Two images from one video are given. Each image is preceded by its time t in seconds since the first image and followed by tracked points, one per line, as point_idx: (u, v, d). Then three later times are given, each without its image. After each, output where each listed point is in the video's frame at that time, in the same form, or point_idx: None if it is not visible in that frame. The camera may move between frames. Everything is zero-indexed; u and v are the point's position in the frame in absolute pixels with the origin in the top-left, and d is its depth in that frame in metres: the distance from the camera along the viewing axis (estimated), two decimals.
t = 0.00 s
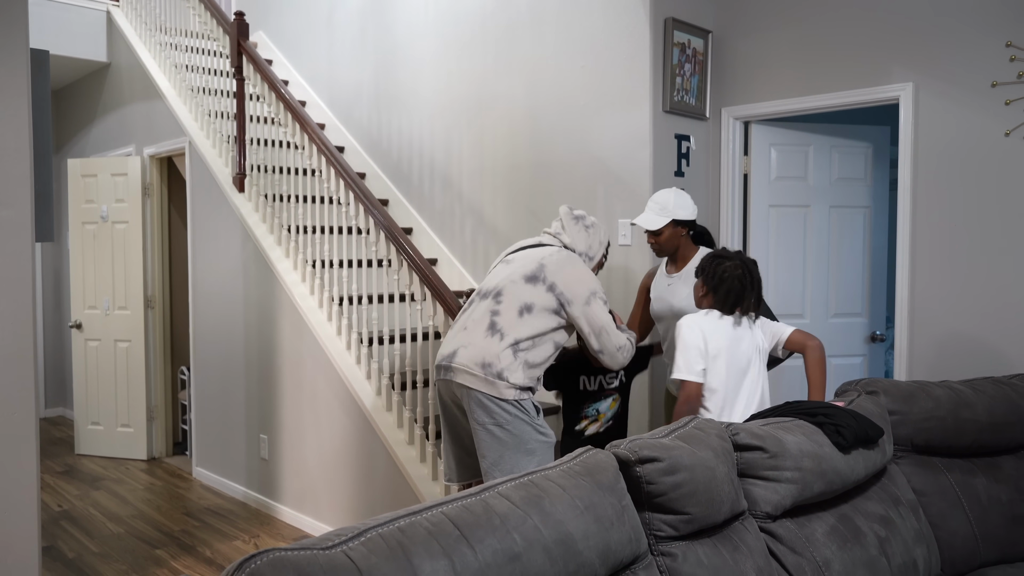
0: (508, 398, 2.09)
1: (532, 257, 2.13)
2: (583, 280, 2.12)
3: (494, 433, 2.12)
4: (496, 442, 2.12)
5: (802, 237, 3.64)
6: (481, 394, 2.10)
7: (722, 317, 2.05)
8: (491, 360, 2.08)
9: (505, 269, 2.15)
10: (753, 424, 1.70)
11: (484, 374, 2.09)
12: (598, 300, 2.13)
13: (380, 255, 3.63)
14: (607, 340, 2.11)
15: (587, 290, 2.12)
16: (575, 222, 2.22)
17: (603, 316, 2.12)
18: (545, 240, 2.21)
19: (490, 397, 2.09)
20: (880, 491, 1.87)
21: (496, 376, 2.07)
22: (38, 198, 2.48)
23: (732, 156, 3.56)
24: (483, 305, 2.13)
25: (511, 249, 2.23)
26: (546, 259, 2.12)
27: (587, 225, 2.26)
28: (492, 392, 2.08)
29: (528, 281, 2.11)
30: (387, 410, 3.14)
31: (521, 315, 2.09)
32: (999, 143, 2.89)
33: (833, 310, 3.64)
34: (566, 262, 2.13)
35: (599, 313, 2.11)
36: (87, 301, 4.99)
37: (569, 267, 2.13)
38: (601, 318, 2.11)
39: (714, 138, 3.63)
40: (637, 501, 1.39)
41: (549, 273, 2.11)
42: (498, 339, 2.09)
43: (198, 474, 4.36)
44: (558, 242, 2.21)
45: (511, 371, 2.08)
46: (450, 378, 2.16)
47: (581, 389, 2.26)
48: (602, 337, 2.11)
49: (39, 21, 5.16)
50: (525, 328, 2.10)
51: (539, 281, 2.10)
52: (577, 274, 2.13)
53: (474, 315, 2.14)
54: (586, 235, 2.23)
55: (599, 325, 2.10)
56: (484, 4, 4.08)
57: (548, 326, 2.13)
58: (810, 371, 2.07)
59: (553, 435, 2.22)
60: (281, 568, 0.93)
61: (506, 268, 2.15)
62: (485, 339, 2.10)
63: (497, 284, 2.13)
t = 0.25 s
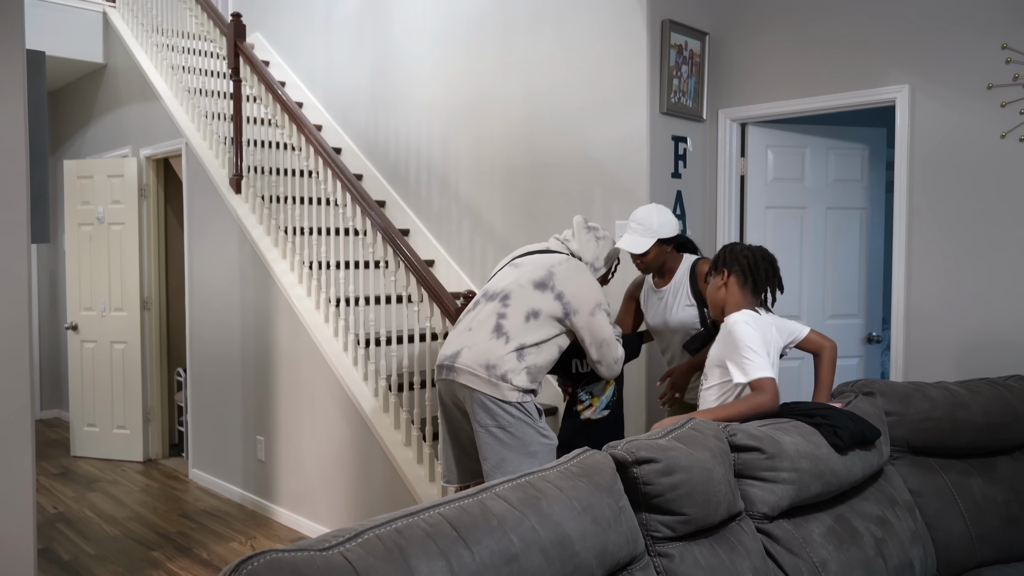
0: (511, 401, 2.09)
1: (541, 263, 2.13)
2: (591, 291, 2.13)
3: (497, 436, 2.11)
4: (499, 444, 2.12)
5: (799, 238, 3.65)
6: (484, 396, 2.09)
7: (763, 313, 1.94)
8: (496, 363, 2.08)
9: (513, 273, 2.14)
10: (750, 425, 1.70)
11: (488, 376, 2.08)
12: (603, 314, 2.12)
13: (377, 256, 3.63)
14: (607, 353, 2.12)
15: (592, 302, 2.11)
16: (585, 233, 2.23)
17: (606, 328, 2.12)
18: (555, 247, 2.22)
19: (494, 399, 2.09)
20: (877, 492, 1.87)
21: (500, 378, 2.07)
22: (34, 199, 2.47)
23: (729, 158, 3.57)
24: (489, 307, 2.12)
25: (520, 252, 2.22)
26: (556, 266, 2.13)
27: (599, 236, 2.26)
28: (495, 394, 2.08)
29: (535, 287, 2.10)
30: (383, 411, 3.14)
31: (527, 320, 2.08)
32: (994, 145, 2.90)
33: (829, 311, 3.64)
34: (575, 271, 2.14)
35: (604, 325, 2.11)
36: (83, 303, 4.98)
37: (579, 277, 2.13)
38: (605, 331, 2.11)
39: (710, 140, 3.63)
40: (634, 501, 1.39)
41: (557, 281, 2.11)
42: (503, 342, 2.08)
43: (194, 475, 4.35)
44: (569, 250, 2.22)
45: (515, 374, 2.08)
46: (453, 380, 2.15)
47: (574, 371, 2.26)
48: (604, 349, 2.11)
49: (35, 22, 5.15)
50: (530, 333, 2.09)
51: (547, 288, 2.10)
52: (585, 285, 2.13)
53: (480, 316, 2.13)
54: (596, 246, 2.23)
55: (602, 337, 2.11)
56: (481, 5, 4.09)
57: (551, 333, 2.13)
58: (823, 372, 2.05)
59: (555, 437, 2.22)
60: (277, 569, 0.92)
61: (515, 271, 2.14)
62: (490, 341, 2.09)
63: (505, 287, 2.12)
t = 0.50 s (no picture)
0: (510, 405, 2.08)
1: (538, 265, 2.12)
2: (588, 292, 2.11)
3: (496, 440, 2.11)
4: (497, 448, 2.11)
5: (791, 240, 3.66)
6: (482, 401, 2.09)
7: (770, 325, 1.93)
8: (494, 368, 2.07)
9: (509, 275, 2.13)
10: (744, 427, 1.70)
11: (486, 381, 2.08)
12: (600, 316, 2.11)
13: (369, 258, 3.62)
14: (603, 358, 2.11)
15: (588, 305, 2.10)
16: (578, 231, 2.24)
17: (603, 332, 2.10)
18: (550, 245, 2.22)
19: (493, 404, 2.08)
20: (869, 493, 1.88)
21: (499, 383, 2.07)
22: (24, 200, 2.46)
23: (721, 160, 3.58)
24: (486, 311, 2.11)
25: (514, 253, 2.22)
26: (552, 268, 2.12)
27: (594, 233, 2.27)
28: (494, 399, 2.07)
29: (532, 290, 2.09)
30: (376, 413, 3.13)
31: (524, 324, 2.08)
32: (984, 147, 2.92)
33: (821, 313, 3.66)
34: (571, 272, 2.13)
35: (601, 329, 2.10)
36: (73, 304, 4.96)
37: (575, 279, 2.12)
38: (601, 335, 2.10)
39: (703, 142, 3.64)
40: (627, 502, 1.39)
41: (554, 284, 2.10)
42: (501, 346, 2.08)
43: (185, 478, 4.33)
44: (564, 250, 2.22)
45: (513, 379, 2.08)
46: (451, 386, 2.14)
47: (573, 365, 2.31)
48: (599, 354, 2.10)
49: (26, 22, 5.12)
50: (528, 337, 2.09)
51: (544, 292, 2.09)
52: (583, 288, 2.11)
53: (477, 320, 2.13)
54: (592, 244, 2.25)
55: (599, 341, 2.09)
56: (474, 7, 4.09)
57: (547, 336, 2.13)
58: (823, 377, 2.07)
59: (554, 439, 2.22)
60: (269, 571, 0.92)
61: (511, 274, 2.13)
62: (488, 346, 2.09)
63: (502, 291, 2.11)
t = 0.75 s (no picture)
0: (518, 407, 2.07)
1: (531, 256, 2.11)
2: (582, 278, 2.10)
3: (503, 442, 2.10)
4: (505, 451, 2.10)
5: (788, 240, 3.67)
6: (491, 404, 2.08)
7: (767, 326, 1.93)
8: (500, 370, 2.07)
9: (504, 272, 2.11)
10: (741, 427, 1.71)
11: (493, 384, 2.08)
12: (596, 299, 2.11)
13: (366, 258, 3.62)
14: (600, 342, 2.11)
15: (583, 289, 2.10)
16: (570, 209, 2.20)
17: (598, 316, 2.11)
18: (543, 231, 2.20)
19: (501, 407, 2.08)
20: (866, 493, 1.89)
21: (506, 386, 2.06)
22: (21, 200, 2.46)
23: (718, 160, 3.59)
24: (487, 312, 2.10)
25: (508, 244, 2.21)
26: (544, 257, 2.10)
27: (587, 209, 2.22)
28: (502, 401, 2.07)
29: (528, 284, 2.08)
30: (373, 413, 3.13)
31: (524, 321, 2.07)
32: (981, 148, 2.93)
33: (818, 313, 3.66)
34: (565, 258, 2.11)
35: (595, 313, 2.10)
36: (70, 305, 4.95)
37: (568, 264, 2.11)
38: (595, 319, 2.10)
39: (700, 143, 3.65)
40: (625, 503, 1.40)
41: (549, 274, 2.09)
42: (505, 348, 2.07)
43: (182, 478, 4.32)
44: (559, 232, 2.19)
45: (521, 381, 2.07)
46: (459, 387, 2.14)
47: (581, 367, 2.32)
48: (594, 339, 2.11)
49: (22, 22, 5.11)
50: (529, 333, 2.08)
51: (540, 285, 2.08)
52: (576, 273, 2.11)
53: (480, 322, 2.12)
54: (586, 222, 2.20)
55: (593, 325, 2.10)
56: (471, 8, 4.09)
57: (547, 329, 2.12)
58: (822, 379, 2.07)
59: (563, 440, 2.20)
60: (268, 570, 0.92)
61: (505, 270, 2.11)
62: (493, 348, 2.09)
63: (500, 289, 2.10)
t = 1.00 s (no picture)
0: (526, 405, 2.06)
1: (520, 242, 2.07)
2: (571, 255, 2.04)
3: (511, 441, 2.08)
4: (512, 450, 2.09)
5: (790, 236, 3.67)
6: (500, 402, 2.08)
7: (765, 319, 1.94)
8: (508, 368, 2.06)
9: (499, 265, 2.09)
10: (743, 422, 1.71)
11: (501, 381, 2.07)
12: (586, 273, 2.04)
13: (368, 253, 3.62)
14: (592, 321, 2.05)
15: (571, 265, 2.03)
16: (559, 182, 2.12)
17: (588, 292, 2.04)
18: (533, 212, 2.15)
19: (508, 404, 2.07)
20: (868, 488, 1.89)
21: (514, 383, 2.05)
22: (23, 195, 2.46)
23: (721, 156, 3.58)
24: (491, 310, 2.10)
25: (503, 233, 2.18)
26: (532, 242, 2.06)
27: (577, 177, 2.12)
28: (509, 399, 2.06)
29: (521, 273, 2.05)
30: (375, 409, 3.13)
31: (524, 313, 2.05)
32: (984, 144, 2.92)
33: (820, 309, 3.66)
34: (554, 238, 2.05)
35: (585, 289, 2.04)
36: (73, 300, 4.96)
37: (557, 244, 2.05)
38: (585, 295, 2.04)
39: (703, 138, 3.64)
40: (627, 497, 1.40)
41: (539, 258, 2.04)
42: (511, 344, 2.06)
43: (185, 473, 4.33)
44: (551, 209, 2.13)
45: (530, 378, 2.05)
46: (470, 385, 2.14)
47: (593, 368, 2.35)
48: (584, 316, 2.04)
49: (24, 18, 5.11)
50: (530, 325, 2.06)
51: (531, 272, 2.04)
52: (566, 250, 2.05)
53: (486, 321, 2.11)
54: (577, 193, 2.11)
55: (583, 302, 2.04)
56: (473, 4, 4.08)
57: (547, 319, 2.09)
58: (819, 375, 2.09)
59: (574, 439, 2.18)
60: (272, 563, 0.93)
61: (499, 263, 2.10)
62: (499, 345, 2.08)
63: (499, 285, 2.08)
